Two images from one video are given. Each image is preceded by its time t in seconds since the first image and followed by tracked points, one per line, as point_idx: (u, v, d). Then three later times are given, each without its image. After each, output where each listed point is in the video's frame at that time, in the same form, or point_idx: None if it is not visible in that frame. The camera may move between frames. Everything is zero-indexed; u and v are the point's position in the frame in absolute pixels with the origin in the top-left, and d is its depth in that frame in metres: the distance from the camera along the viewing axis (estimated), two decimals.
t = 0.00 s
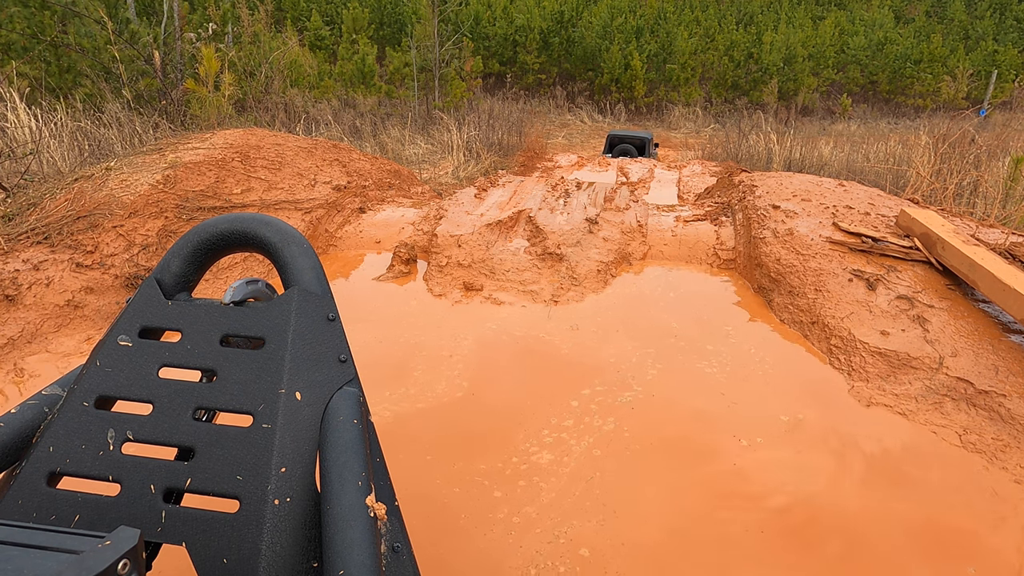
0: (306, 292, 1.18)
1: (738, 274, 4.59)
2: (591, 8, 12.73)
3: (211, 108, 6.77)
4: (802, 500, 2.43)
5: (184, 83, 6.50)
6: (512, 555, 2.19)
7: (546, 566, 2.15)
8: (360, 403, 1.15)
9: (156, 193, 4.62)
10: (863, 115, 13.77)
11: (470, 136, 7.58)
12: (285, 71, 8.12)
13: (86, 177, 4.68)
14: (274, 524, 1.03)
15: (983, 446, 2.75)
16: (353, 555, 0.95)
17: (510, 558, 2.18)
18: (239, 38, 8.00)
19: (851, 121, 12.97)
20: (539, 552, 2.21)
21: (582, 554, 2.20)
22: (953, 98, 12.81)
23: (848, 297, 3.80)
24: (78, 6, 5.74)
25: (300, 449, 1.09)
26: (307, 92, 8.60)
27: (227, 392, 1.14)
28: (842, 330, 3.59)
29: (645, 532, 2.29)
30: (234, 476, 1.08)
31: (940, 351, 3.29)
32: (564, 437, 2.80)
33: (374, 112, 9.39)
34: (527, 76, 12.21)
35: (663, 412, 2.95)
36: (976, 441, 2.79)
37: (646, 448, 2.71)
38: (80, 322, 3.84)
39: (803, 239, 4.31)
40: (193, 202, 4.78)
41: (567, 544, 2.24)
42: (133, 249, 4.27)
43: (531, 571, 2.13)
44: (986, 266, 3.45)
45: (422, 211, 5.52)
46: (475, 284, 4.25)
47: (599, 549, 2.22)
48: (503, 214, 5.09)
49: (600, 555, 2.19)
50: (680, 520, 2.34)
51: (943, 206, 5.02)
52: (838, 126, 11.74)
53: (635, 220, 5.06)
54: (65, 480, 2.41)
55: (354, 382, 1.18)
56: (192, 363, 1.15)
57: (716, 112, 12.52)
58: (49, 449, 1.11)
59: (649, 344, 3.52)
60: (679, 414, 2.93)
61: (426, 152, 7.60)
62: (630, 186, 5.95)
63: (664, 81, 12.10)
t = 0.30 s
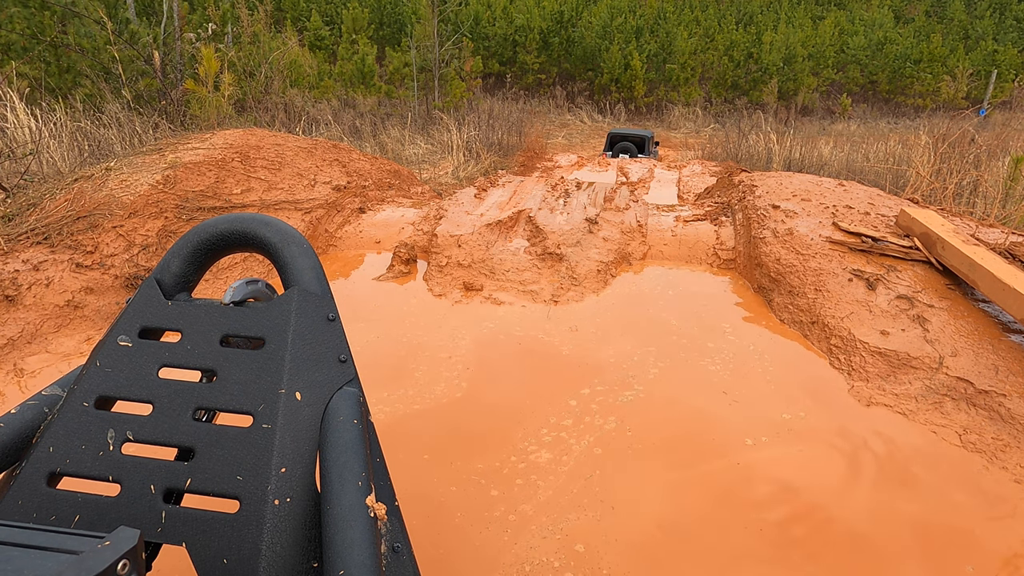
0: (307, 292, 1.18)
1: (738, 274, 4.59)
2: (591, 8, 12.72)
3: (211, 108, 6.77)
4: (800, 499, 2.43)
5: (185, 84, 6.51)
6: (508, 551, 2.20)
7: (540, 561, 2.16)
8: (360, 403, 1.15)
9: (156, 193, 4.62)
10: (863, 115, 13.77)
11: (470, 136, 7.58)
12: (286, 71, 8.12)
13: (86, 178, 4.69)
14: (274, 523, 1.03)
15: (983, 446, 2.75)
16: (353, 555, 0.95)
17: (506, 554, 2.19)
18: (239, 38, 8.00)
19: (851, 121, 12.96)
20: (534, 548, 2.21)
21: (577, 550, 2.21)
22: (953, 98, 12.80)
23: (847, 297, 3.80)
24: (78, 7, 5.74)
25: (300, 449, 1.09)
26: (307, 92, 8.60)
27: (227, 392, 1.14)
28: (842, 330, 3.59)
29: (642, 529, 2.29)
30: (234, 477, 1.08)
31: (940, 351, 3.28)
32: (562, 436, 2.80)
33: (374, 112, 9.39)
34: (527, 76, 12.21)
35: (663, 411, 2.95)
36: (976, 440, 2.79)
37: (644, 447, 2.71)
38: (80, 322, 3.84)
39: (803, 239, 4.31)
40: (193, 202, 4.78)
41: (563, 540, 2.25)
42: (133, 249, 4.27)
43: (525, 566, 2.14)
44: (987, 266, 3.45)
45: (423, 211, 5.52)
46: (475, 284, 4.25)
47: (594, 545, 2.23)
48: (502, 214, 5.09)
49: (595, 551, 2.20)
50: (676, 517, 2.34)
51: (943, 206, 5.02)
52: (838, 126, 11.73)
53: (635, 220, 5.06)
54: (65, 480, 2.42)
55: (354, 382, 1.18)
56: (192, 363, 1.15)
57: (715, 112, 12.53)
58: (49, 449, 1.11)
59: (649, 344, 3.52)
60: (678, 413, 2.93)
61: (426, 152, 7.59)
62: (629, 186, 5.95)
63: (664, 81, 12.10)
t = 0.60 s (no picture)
0: (306, 292, 1.18)
1: (739, 274, 4.58)
2: (591, 8, 12.72)
3: (211, 108, 6.78)
4: (798, 497, 2.44)
5: (185, 84, 6.51)
6: (504, 547, 2.22)
7: (535, 556, 2.18)
8: (360, 403, 1.15)
9: (156, 194, 4.62)
10: (863, 115, 13.74)
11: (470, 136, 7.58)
12: (285, 71, 8.13)
13: (85, 178, 4.69)
14: (274, 523, 1.03)
15: (983, 445, 2.75)
16: (353, 555, 0.95)
17: (502, 551, 2.21)
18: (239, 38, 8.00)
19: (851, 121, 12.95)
20: (529, 544, 2.23)
21: (573, 545, 2.23)
22: (953, 98, 12.80)
23: (847, 297, 3.80)
24: (78, 7, 5.74)
25: (300, 449, 1.09)
26: (307, 92, 8.60)
27: (227, 392, 1.14)
28: (842, 330, 3.59)
29: (638, 527, 2.30)
30: (234, 477, 1.08)
31: (940, 351, 3.28)
32: (561, 435, 2.81)
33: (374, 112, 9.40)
34: (527, 76, 12.21)
35: (662, 410, 2.95)
36: (976, 440, 2.79)
37: (643, 446, 2.72)
38: (80, 322, 3.84)
39: (803, 239, 4.31)
40: (193, 202, 4.78)
41: (558, 535, 2.27)
42: (133, 250, 4.27)
43: (520, 562, 2.16)
44: (987, 266, 3.45)
45: (423, 211, 5.53)
46: (475, 284, 4.25)
47: (590, 541, 2.25)
48: (503, 214, 5.09)
49: (590, 548, 2.22)
50: (671, 515, 2.36)
51: (944, 206, 5.02)
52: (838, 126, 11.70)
53: (635, 220, 5.06)
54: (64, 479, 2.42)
55: (354, 382, 1.18)
56: (192, 363, 1.15)
57: (715, 112, 12.53)
58: (49, 449, 1.11)
59: (648, 344, 3.53)
60: (678, 413, 2.93)
61: (426, 152, 7.59)
62: (629, 186, 5.95)
63: (664, 81, 12.08)
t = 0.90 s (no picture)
0: (307, 292, 1.18)
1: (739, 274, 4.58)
2: (591, 8, 12.70)
3: (211, 108, 6.78)
4: (796, 495, 2.45)
5: (185, 84, 6.52)
6: (499, 543, 2.24)
7: (530, 551, 2.21)
8: (360, 403, 1.15)
9: (156, 194, 4.62)
10: (863, 115, 13.74)
11: (470, 136, 7.58)
12: (285, 71, 8.13)
13: (85, 178, 4.69)
14: (274, 523, 1.03)
15: (984, 445, 2.75)
16: (354, 555, 0.95)
17: (497, 546, 2.23)
18: (239, 38, 8.00)
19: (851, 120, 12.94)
20: (525, 539, 2.26)
21: (568, 539, 2.25)
22: (953, 98, 12.79)
23: (847, 296, 3.80)
24: (78, 7, 5.73)
25: (300, 449, 1.09)
26: (307, 92, 8.59)
27: (227, 392, 1.14)
28: (842, 329, 3.59)
29: (637, 525, 2.31)
30: (234, 477, 1.08)
31: (940, 351, 3.28)
32: (560, 433, 2.81)
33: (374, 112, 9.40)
34: (527, 76, 12.21)
35: (662, 410, 2.95)
36: (976, 440, 2.79)
37: (642, 445, 2.72)
38: (80, 322, 3.84)
39: (803, 239, 4.31)
40: (193, 202, 4.78)
41: (554, 529, 2.30)
42: (133, 250, 4.28)
43: (515, 557, 2.19)
44: (987, 266, 3.45)
45: (423, 211, 5.53)
46: (475, 284, 4.25)
47: (585, 535, 2.28)
48: (503, 214, 5.09)
49: (586, 542, 2.24)
50: (668, 512, 2.37)
51: (944, 206, 5.02)
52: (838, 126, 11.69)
53: (635, 219, 5.06)
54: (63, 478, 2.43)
55: (354, 382, 1.18)
56: (192, 363, 1.15)
57: (715, 112, 12.53)
58: (49, 449, 1.11)
59: (648, 343, 3.53)
60: (678, 413, 2.94)
61: (426, 152, 7.59)
62: (630, 186, 5.95)
63: (664, 81, 12.08)
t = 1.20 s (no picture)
0: (307, 292, 1.18)
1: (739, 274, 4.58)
2: (591, 8, 12.69)
3: (212, 109, 6.78)
4: (795, 494, 2.45)
5: (185, 84, 6.53)
6: (496, 538, 2.26)
7: (525, 544, 2.23)
8: (360, 403, 1.15)
9: (156, 194, 4.63)
10: (862, 115, 13.72)
11: (470, 136, 7.58)
12: (285, 71, 8.14)
13: (85, 178, 4.69)
14: (274, 523, 1.03)
15: (983, 444, 2.76)
16: (354, 555, 0.95)
17: (494, 541, 2.24)
18: (239, 39, 8.00)
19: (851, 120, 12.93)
20: (521, 534, 2.27)
21: (564, 532, 2.28)
22: (953, 98, 12.78)
23: (847, 296, 3.80)
24: (78, 7, 5.73)
25: (300, 449, 1.09)
26: (307, 92, 8.59)
27: (227, 392, 1.14)
28: (842, 329, 3.58)
29: (635, 524, 2.32)
30: (234, 477, 1.08)
31: (940, 351, 3.29)
32: (559, 432, 2.82)
33: (374, 112, 9.40)
34: (527, 76, 12.22)
35: (661, 409, 2.96)
36: (976, 440, 2.79)
37: (641, 443, 2.73)
38: (80, 322, 3.84)
39: (803, 239, 4.31)
40: (193, 202, 4.78)
41: (550, 524, 2.31)
42: (133, 250, 4.28)
43: (511, 551, 2.20)
44: (987, 266, 3.45)
45: (423, 211, 5.53)
46: (475, 284, 4.25)
47: (581, 529, 2.30)
48: (503, 214, 5.09)
49: (581, 535, 2.27)
50: (666, 510, 2.38)
51: (943, 206, 5.02)
52: (838, 126, 11.69)
53: (635, 219, 5.06)
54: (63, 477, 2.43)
55: (354, 382, 1.18)
56: (192, 364, 1.15)
57: (715, 112, 12.52)
58: (49, 449, 1.11)
59: (649, 343, 3.53)
60: (678, 412, 2.94)
61: (426, 152, 7.58)
62: (630, 186, 5.95)
63: (664, 80, 12.07)
